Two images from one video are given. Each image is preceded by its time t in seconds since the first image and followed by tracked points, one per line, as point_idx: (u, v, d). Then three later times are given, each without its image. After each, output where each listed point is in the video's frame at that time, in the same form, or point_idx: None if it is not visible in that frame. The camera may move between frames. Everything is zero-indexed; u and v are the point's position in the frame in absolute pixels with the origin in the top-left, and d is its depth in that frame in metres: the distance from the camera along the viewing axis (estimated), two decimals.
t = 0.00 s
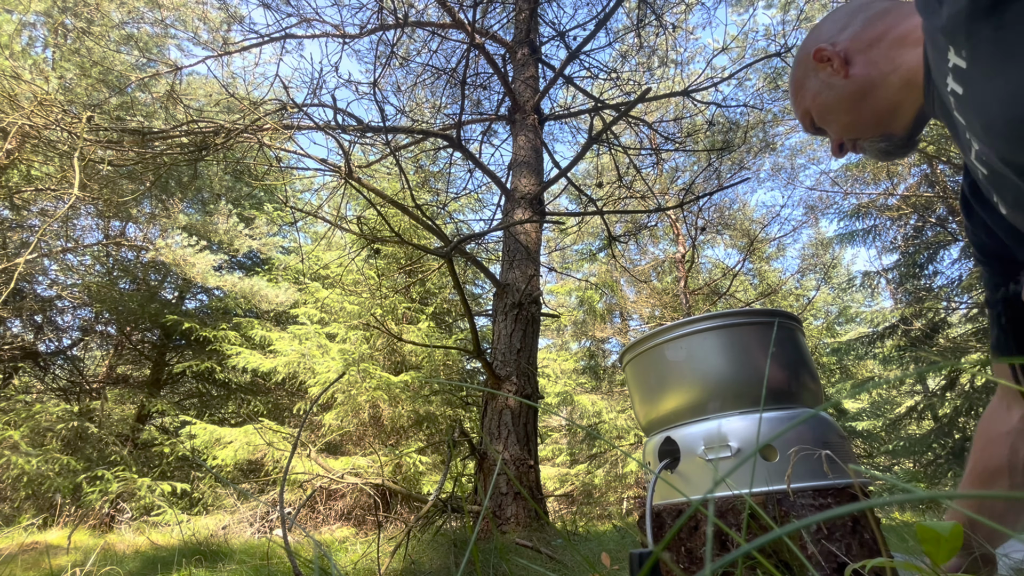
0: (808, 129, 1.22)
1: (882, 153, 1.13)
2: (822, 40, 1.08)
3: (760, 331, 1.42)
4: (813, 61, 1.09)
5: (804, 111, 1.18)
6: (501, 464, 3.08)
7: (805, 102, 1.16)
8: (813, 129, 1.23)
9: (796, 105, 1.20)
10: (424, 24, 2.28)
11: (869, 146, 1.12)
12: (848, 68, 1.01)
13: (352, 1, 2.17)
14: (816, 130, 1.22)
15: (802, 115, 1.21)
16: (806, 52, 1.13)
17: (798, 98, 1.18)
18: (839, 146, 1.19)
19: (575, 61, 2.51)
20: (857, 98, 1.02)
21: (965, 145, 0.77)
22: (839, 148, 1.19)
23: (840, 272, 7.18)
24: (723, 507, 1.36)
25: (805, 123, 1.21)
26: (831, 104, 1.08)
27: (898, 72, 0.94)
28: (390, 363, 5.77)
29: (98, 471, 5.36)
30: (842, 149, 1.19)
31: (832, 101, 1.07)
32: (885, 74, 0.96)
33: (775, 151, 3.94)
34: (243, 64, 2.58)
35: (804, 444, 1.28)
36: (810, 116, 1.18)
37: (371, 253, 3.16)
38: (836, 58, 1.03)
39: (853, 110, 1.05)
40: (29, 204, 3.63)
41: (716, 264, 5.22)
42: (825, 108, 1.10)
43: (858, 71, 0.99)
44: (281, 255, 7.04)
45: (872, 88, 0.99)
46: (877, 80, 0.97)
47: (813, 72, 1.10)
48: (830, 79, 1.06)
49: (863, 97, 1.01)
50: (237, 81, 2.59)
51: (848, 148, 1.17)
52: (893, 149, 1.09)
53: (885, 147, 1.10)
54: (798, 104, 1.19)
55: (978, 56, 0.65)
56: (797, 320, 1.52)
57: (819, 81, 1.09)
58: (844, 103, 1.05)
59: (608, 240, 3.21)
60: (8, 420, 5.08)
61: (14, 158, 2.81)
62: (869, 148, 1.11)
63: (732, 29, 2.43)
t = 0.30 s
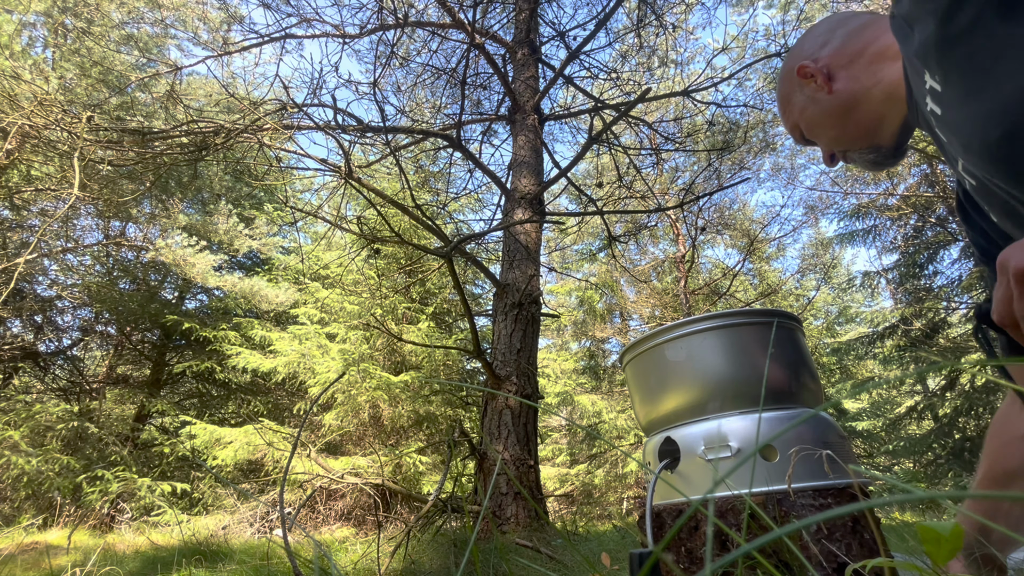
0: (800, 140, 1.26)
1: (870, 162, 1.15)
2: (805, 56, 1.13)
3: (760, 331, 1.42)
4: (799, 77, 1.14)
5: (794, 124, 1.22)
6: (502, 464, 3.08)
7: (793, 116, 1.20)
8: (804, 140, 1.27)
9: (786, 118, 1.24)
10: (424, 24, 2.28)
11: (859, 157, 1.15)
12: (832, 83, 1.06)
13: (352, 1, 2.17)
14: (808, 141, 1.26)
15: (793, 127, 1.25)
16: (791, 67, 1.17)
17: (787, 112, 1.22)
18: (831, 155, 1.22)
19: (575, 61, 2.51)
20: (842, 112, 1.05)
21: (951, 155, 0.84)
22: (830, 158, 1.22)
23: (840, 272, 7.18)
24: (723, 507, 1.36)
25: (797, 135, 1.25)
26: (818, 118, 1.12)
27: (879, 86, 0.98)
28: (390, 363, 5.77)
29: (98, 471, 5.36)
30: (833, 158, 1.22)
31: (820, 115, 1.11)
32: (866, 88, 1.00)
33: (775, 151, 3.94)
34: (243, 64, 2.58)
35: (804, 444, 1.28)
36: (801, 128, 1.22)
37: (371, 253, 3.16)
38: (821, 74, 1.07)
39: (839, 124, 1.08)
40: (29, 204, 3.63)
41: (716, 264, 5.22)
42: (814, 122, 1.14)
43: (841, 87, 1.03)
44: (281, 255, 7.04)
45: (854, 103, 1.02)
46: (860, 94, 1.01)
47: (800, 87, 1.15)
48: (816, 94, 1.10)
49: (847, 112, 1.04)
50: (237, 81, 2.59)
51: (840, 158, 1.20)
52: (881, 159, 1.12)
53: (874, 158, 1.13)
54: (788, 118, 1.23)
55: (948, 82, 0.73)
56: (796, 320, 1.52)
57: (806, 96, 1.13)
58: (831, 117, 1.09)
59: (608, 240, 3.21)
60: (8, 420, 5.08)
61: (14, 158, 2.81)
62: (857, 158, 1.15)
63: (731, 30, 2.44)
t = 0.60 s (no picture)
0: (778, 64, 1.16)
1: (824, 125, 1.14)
2: None
3: (760, 331, 1.42)
4: None
5: (793, 45, 1.10)
6: (501, 464, 3.08)
7: (801, 32, 1.07)
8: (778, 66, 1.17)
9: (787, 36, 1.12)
10: (424, 24, 2.28)
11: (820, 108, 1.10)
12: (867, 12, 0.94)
13: (352, 1, 2.17)
14: (782, 69, 1.16)
15: (782, 48, 1.14)
16: None
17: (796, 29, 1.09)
18: (794, 96, 1.15)
19: (575, 61, 2.51)
20: (859, 49, 0.96)
21: (964, 148, 0.83)
22: (794, 97, 1.15)
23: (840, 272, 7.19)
24: (723, 506, 1.36)
25: (782, 56, 1.14)
26: (824, 44, 1.01)
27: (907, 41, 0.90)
28: (390, 363, 5.78)
29: (98, 471, 5.36)
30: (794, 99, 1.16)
31: (825, 40, 1.00)
32: (896, 35, 0.91)
33: (775, 151, 3.94)
34: (243, 64, 2.58)
35: (804, 443, 1.28)
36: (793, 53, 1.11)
37: (371, 253, 3.16)
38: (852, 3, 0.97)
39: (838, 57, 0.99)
40: (29, 204, 3.63)
41: (716, 264, 5.22)
42: (815, 47, 1.03)
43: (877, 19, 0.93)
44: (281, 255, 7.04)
45: (877, 42, 0.93)
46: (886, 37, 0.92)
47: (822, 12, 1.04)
48: (840, 17, 0.98)
49: (860, 51, 0.95)
50: (237, 81, 2.59)
51: (801, 101, 1.13)
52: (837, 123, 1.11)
53: (831, 115, 1.09)
54: (791, 35, 1.11)
55: (965, 71, 0.72)
56: (796, 320, 1.52)
57: (828, 15, 1.01)
58: (837, 47, 0.98)
59: (608, 240, 3.21)
60: (8, 420, 5.07)
61: (14, 159, 2.81)
62: (816, 113, 1.12)
63: (731, 30, 2.44)
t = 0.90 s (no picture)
0: None
1: (827, 65, 1.18)
2: None
3: (760, 330, 1.42)
4: None
5: None
6: (502, 464, 3.08)
7: None
8: None
9: None
10: (424, 24, 2.28)
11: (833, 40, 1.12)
12: None
13: (352, 1, 2.17)
14: None
15: None
16: None
17: None
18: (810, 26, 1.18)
19: (575, 61, 2.51)
20: None
21: (978, 129, 0.85)
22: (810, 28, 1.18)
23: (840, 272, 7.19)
24: (723, 507, 1.36)
25: None
26: None
27: None
28: (390, 363, 5.78)
29: (98, 471, 5.36)
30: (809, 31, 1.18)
31: None
32: None
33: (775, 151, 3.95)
34: (243, 64, 2.58)
35: (804, 444, 1.28)
36: None
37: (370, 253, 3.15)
38: None
39: None
40: (29, 204, 3.62)
41: (716, 264, 5.22)
42: None
43: None
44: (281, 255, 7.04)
45: None
46: None
47: None
48: None
49: None
50: (237, 81, 2.58)
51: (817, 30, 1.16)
52: (841, 65, 1.15)
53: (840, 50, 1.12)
54: None
55: (990, 46, 0.72)
56: (796, 320, 1.52)
57: None
58: None
59: (608, 240, 3.21)
60: (8, 420, 5.07)
61: (14, 159, 2.80)
62: (827, 45, 1.14)
63: (731, 30, 2.45)
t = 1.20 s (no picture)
0: (804, 76, 1.09)
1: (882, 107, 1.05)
2: None
3: (760, 330, 1.42)
4: None
5: (809, 55, 1.03)
6: (502, 464, 3.08)
7: (813, 41, 1.00)
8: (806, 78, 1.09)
9: (796, 49, 1.05)
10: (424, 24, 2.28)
11: (874, 96, 1.01)
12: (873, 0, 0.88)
13: (352, 1, 2.17)
14: (812, 78, 1.08)
15: (801, 64, 1.07)
16: None
17: (799, 43, 1.04)
18: (838, 98, 1.07)
19: (575, 61, 2.51)
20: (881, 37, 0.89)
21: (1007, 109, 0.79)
22: (838, 99, 1.07)
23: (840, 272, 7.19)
24: (723, 506, 1.36)
25: (806, 70, 1.07)
26: (848, 43, 0.94)
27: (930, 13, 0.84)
28: (390, 363, 5.78)
29: (98, 471, 5.35)
30: (839, 101, 1.08)
31: (850, 41, 0.93)
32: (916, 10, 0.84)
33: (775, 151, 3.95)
34: (242, 64, 2.58)
35: (804, 444, 1.28)
36: (814, 61, 1.04)
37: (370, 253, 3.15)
38: None
39: (874, 51, 0.91)
40: (29, 204, 3.62)
41: (716, 264, 5.22)
42: (839, 48, 0.96)
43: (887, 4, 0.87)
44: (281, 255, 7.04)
45: (900, 25, 0.87)
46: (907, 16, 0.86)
47: (830, 8, 0.95)
48: (851, 15, 0.91)
49: (886, 38, 0.88)
50: (237, 81, 2.59)
51: (851, 97, 1.05)
52: (900, 103, 1.01)
53: (892, 98, 0.99)
54: (801, 47, 1.04)
55: (1016, 29, 0.65)
56: (796, 320, 1.52)
57: (835, 17, 0.94)
58: (863, 44, 0.92)
59: (608, 240, 3.21)
60: (8, 420, 5.07)
61: (14, 159, 2.81)
62: (877, 101, 1.02)
63: (731, 30, 2.44)
